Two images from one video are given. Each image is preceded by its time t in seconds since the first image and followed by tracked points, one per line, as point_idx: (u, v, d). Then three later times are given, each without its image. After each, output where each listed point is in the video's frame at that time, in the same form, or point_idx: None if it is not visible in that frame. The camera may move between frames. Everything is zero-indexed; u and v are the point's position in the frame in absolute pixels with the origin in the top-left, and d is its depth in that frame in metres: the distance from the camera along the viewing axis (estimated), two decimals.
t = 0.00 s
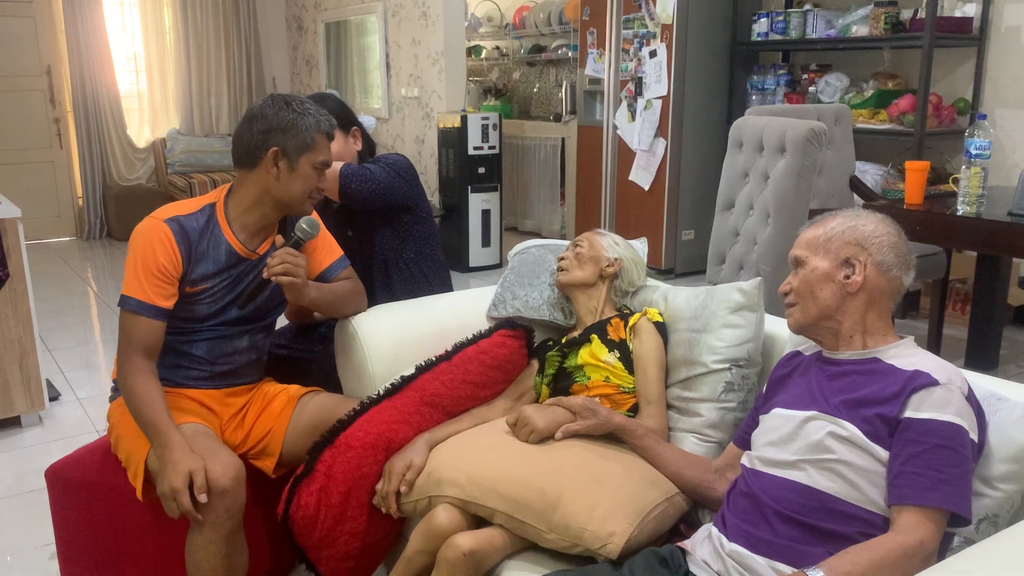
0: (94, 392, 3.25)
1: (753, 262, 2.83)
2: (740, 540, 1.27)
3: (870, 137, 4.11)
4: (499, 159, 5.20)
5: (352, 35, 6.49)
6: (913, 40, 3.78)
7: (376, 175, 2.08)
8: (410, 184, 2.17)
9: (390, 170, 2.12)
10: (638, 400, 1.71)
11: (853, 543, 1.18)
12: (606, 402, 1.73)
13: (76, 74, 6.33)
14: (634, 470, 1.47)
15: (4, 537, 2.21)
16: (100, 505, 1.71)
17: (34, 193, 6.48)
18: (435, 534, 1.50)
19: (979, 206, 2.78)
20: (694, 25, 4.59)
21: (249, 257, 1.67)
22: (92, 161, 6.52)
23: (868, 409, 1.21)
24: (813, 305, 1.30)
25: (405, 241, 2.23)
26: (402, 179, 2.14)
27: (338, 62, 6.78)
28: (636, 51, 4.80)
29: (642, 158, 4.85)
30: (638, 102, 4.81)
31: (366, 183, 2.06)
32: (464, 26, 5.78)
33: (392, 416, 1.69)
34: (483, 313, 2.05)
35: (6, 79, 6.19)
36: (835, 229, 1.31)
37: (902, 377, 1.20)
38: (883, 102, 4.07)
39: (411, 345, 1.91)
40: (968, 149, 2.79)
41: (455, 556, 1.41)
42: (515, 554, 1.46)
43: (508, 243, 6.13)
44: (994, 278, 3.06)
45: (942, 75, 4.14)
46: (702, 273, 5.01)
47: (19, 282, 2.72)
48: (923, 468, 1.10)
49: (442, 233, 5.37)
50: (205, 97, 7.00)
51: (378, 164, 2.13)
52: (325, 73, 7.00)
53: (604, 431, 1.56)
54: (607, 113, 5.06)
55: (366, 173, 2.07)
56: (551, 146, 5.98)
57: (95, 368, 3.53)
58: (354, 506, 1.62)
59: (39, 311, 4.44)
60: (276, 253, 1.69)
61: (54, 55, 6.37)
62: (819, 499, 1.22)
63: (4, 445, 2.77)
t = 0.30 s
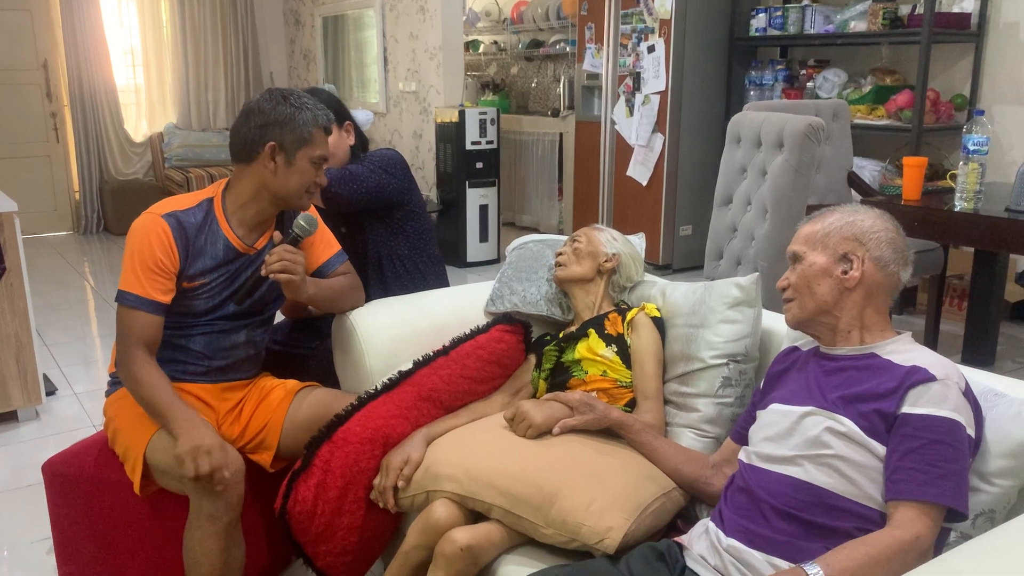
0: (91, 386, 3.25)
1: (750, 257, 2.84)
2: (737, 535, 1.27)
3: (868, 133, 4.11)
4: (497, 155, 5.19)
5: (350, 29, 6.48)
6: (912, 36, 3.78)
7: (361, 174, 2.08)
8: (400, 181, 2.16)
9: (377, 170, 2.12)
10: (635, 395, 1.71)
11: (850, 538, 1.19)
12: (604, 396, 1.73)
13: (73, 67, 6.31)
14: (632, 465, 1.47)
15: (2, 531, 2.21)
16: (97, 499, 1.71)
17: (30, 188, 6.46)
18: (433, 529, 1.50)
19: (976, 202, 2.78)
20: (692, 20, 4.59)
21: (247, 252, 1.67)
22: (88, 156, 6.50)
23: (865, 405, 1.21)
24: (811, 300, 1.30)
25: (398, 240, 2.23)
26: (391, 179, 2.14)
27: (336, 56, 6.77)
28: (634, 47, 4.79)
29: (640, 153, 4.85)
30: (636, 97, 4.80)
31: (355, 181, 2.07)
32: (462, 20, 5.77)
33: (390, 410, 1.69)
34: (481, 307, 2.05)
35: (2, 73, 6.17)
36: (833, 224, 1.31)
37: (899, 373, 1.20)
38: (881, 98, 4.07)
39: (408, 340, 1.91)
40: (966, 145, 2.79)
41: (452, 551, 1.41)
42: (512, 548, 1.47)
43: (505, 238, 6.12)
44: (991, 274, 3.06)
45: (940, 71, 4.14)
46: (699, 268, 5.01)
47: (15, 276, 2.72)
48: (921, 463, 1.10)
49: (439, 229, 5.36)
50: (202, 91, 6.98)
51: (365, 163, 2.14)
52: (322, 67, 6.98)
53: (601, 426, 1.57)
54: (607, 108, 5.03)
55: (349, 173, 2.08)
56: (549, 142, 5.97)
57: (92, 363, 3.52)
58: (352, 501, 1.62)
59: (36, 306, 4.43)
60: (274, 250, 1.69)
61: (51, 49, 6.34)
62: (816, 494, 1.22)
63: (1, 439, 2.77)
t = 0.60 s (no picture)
0: (90, 382, 3.25)
1: (749, 254, 2.84)
2: (736, 532, 1.28)
3: (867, 130, 4.11)
4: (496, 151, 5.19)
5: (350, 25, 6.46)
6: (911, 33, 3.77)
7: (365, 216, 2.14)
8: (399, 200, 2.16)
9: (372, 197, 2.13)
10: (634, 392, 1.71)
11: (850, 535, 1.19)
12: (603, 393, 1.73)
13: (71, 63, 6.29)
14: (631, 462, 1.48)
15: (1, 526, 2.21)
16: (96, 496, 1.71)
17: (28, 183, 6.45)
18: (432, 525, 1.50)
19: (975, 199, 2.78)
20: (692, 17, 4.58)
21: (255, 250, 1.68)
22: (87, 151, 6.49)
23: (863, 402, 1.22)
24: (810, 297, 1.31)
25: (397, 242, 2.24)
26: (389, 199, 2.15)
27: (335, 53, 6.77)
28: (634, 43, 4.78)
29: (639, 150, 4.84)
30: (635, 93, 4.80)
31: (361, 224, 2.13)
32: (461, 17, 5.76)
33: (389, 407, 1.69)
34: (481, 304, 2.05)
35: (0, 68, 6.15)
36: (832, 221, 1.31)
37: (897, 370, 1.21)
38: (880, 95, 4.08)
39: (408, 336, 1.92)
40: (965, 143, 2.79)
41: (452, 547, 1.41)
42: (511, 544, 1.47)
43: (504, 235, 6.12)
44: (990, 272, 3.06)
45: (939, 68, 4.14)
46: (698, 265, 5.01)
47: (14, 272, 2.71)
48: (919, 460, 1.10)
49: (439, 225, 5.36)
50: (201, 87, 6.96)
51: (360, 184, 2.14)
52: (321, 63, 6.96)
53: (600, 423, 1.57)
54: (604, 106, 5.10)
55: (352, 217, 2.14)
56: (548, 138, 5.97)
57: (91, 359, 3.52)
58: (351, 497, 1.62)
59: (34, 301, 4.43)
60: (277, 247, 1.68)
61: (50, 44, 6.32)
62: (815, 491, 1.22)
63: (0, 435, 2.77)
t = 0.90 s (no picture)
0: (90, 380, 3.25)
1: (750, 252, 2.84)
2: (737, 530, 1.28)
3: (868, 128, 4.11)
4: (496, 149, 5.19)
5: (350, 23, 6.46)
6: (912, 31, 3.77)
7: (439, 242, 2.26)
8: (437, 201, 2.26)
9: (428, 209, 2.22)
10: (635, 390, 1.71)
11: (850, 532, 1.19)
12: (603, 391, 1.73)
13: (71, 60, 6.28)
14: (631, 458, 1.48)
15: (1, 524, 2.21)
16: (96, 493, 1.71)
17: (28, 180, 6.44)
18: (433, 522, 1.50)
19: (975, 197, 2.77)
20: (692, 15, 4.58)
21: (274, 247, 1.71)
22: (87, 148, 6.48)
23: (865, 400, 1.21)
24: (811, 295, 1.31)
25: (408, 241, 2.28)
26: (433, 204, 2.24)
27: (335, 50, 6.77)
28: (634, 41, 4.78)
29: (639, 148, 4.84)
30: (636, 91, 4.80)
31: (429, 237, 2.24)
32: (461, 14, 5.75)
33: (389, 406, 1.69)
34: (482, 302, 2.05)
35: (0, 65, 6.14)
36: (834, 219, 1.31)
37: (899, 368, 1.21)
38: (881, 93, 4.07)
39: (409, 333, 1.92)
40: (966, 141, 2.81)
41: (452, 544, 1.41)
42: (512, 541, 1.47)
43: (504, 233, 6.12)
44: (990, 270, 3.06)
45: (940, 66, 4.14)
46: (697, 263, 5.01)
47: (14, 269, 2.71)
48: (921, 458, 1.10)
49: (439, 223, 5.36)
50: (200, 85, 6.96)
51: (406, 199, 2.19)
52: (321, 61, 6.96)
53: (601, 420, 1.57)
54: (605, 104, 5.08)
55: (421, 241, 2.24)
56: (548, 136, 5.97)
57: (90, 356, 3.52)
58: (351, 493, 1.62)
59: (34, 299, 4.42)
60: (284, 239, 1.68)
61: (49, 42, 6.32)
62: (816, 488, 1.22)
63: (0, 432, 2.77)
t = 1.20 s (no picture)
0: (90, 379, 3.25)
1: (749, 251, 2.84)
2: (735, 528, 1.28)
3: (867, 127, 4.11)
4: (496, 148, 5.18)
5: (350, 22, 6.46)
6: (911, 30, 3.77)
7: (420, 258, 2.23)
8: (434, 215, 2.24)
9: (420, 216, 2.20)
10: (634, 389, 1.71)
11: (848, 531, 1.19)
12: (603, 391, 1.73)
13: (71, 58, 6.28)
14: (630, 457, 1.48)
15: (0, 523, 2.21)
16: (97, 492, 1.71)
17: (28, 179, 6.43)
18: (432, 521, 1.50)
19: (975, 196, 2.77)
20: (692, 13, 4.58)
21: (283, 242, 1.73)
22: (86, 148, 6.48)
23: (864, 399, 1.22)
24: (811, 295, 1.31)
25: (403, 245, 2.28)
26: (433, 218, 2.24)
27: (335, 49, 6.77)
28: (634, 40, 4.77)
29: (639, 147, 4.84)
30: (635, 90, 4.80)
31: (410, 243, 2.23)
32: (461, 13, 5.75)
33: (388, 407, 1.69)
34: (481, 301, 2.05)
35: None
36: (833, 219, 1.31)
37: (898, 367, 1.21)
38: (880, 92, 4.07)
39: (409, 332, 1.92)
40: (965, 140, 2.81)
41: (452, 544, 1.41)
42: (512, 541, 1.47)
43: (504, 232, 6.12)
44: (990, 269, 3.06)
45: (940, 65, 4.14)
46: (697, 262, 5.01)
47: (14, 269, 2.71)
48: (920, 457, 1.10)
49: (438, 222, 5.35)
50: (200, 84, 6.95)
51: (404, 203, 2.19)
52: (321, 60, 6.95)
53: (601, 419, 1.57)
54: (605, 102, 5.06)
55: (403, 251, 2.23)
56: (548, 135, 5.96)
57: (90, 356, 3.51)
58: (349, 494, 1.62)
59: (34, 298, 4.42)
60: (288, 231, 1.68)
61: (48, 41, 6.31)
62: (814, 487, 1.22)
63: None
